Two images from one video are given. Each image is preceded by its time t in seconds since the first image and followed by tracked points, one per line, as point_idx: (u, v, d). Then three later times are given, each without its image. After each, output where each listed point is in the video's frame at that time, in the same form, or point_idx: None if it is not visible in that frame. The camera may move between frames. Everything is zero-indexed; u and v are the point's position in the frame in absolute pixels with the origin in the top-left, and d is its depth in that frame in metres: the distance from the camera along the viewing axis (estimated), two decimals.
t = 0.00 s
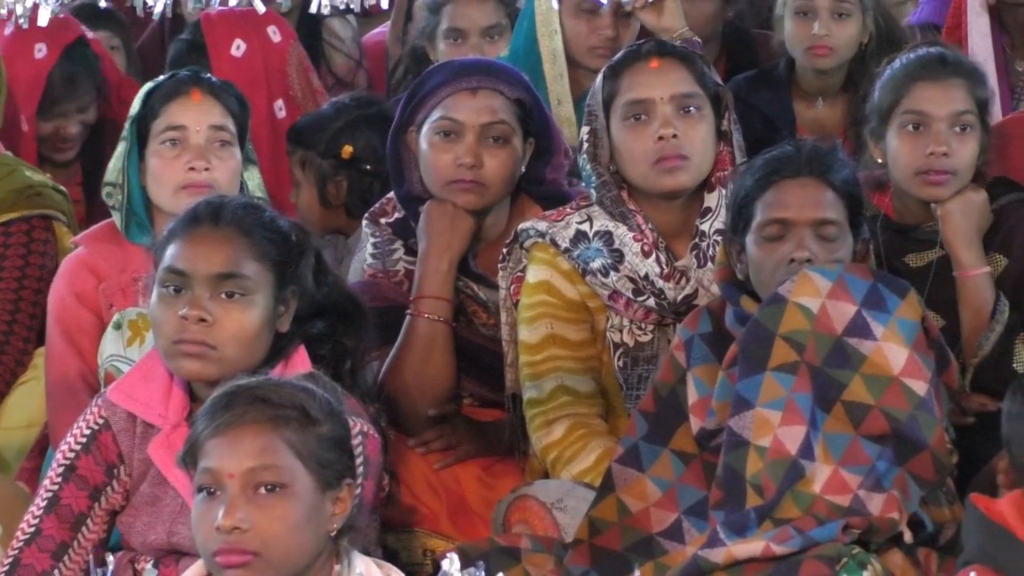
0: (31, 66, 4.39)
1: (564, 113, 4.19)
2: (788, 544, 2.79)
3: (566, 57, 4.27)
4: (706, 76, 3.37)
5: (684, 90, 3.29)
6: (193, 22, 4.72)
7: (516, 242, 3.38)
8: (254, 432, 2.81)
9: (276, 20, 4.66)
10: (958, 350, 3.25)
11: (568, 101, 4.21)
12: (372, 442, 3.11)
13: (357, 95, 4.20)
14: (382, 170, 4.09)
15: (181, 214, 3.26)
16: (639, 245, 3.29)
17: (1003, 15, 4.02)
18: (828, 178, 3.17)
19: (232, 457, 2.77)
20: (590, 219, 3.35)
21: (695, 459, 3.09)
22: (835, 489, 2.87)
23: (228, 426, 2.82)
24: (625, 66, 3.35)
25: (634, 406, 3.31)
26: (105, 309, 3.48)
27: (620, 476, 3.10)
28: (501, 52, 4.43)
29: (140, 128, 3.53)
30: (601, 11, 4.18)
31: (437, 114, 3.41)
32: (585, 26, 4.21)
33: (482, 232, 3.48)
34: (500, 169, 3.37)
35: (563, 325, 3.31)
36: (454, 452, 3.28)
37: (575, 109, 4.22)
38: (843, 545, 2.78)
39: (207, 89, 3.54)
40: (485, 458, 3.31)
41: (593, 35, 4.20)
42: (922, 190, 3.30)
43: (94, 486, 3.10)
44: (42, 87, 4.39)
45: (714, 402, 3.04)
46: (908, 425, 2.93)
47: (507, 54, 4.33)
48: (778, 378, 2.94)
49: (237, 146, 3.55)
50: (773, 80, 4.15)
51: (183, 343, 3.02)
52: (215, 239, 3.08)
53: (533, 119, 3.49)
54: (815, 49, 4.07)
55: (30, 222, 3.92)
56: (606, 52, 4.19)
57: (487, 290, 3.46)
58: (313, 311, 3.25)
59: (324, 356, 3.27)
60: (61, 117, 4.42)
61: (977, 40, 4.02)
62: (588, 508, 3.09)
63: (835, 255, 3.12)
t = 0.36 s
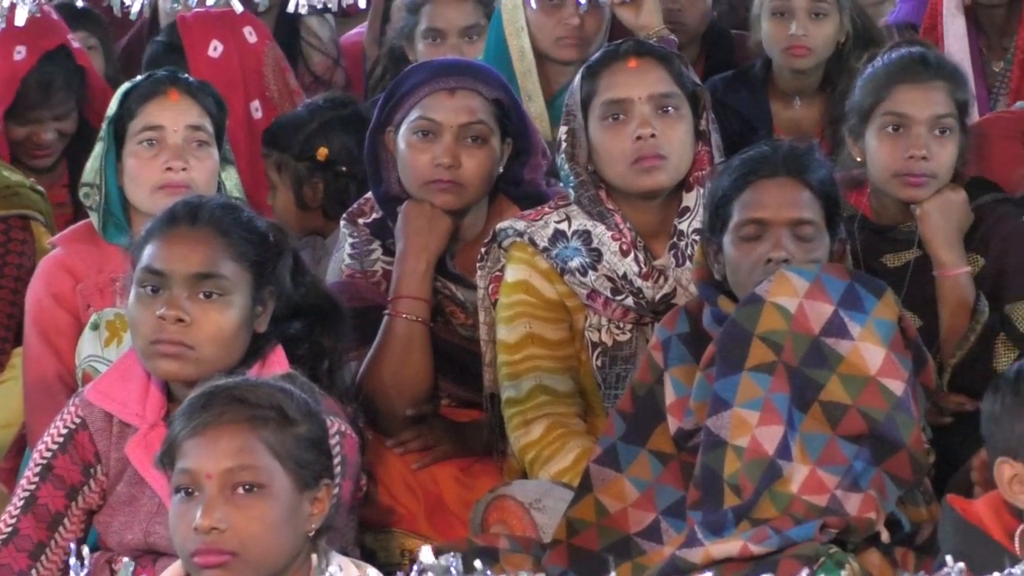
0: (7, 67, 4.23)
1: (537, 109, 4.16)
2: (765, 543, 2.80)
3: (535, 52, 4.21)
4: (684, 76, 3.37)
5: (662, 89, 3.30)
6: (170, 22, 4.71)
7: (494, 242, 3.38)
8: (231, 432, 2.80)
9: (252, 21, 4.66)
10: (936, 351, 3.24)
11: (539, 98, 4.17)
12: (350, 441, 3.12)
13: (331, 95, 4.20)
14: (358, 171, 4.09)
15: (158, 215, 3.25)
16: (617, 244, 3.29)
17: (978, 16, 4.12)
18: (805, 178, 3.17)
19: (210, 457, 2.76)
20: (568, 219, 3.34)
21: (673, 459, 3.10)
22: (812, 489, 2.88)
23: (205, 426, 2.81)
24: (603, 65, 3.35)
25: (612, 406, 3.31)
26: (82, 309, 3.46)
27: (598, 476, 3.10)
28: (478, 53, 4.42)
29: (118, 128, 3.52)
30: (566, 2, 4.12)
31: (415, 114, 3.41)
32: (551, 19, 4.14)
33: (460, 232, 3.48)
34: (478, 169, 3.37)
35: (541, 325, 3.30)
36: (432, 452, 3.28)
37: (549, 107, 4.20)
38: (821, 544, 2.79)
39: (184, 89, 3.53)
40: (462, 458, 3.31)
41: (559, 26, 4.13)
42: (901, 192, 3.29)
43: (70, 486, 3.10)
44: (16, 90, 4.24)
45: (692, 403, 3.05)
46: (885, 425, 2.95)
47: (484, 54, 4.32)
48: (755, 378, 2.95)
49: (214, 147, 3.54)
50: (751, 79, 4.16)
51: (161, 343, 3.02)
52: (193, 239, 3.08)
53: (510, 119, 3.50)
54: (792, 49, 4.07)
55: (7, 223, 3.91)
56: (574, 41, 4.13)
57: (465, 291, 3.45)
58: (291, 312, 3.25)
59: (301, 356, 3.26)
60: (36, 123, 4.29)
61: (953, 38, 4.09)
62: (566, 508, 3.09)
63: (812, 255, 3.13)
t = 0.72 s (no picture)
0: None
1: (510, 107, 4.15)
2: (743, 543, 2.79)
3: (509, 50, 4.21)
4: (663, 76, 3.37)
5: (640, 90, 3.30)
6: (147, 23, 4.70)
7: (473, 241, 3.39)
8: (210, 433, 2.79)
9: (230, 21, 4.65)
10: (914, 350, 3.25)
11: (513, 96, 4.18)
12: (328, 441, 3.11)
13: (308, 96, 4.19)
14: (336, 172, 4.09)
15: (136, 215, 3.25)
16: (595, 244, 3.29)
17: (957, 16, 4.14)
18: (782, 177, 3.18)
19: (188, 458, 2.75)
20: (546, 219, 3.35)
21: (651, 459, 3.11)
22: (791, 488, 2.88)
23: (184, 426, 2.80)
24: (582, 66, 3.35)
25: (590, 406, 3.30)
26: (60, 310, 3.45)
27: (577, 476, 3.11)
28: (457, 53, 4.40)
29: (96, 128, 3.51)
30: None
31: (394, 114, 3.40)
32: (524, 14, 4.13)
33: (438, 233, 3.48)
34: (456, 169, 3.36)
35: (520, 325, 3.31)
36: (411, 453, 3.28)
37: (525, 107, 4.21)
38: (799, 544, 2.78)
39: (162, 90, 3.53)
40: (441, 459, 3.30)
41: (533, 21, 4.12)
42: (879, 192, 3.28)
43: (49, 486, 3.09)
44: None
45: (671, 403, 3.05)
46: (863, 424, 2.96)
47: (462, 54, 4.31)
48: (733, 378, 2.95)
49: (193, 147, 3.53)
50: (729, 79, 4.17)
51: (140, 344, 3.00)
52: (173, 239, 3.07)
53: (489, 119, 3.49)
54: (771, 50, 4.07)
55: None
56: (549, 36, 4.13)
57: (444, 291, 3.45)
58: (270, 312, 3.24)
59: (281, 357, 3.27)
60: (9, 115, 4.25)
61: (933, 38, 4.12)
62: (544, 508, 3.09)
63: (789, 255, 3.13)
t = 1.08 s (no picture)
0: None
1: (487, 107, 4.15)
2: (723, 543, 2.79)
3: (485, 50, 4.21)
4: (643, 76, 3.37)
5: (620, 90, 3.30)
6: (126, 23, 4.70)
7: (453, 242, 3.38)
8: (187, 433, 2.79)
9: (210, 20, 4.64)
10: (893, 351, 3.24)
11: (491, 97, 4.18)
12: (309, 442, 3.13)
13: (285, 96, 4.18)
14: (313, 172, 4.09)
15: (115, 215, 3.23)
16: (575, 245, 3.29)
17: (936, 16, 4.15)
18: (762, 177, 3.20)
19: (167, 459, 2.74)
20: (526, 219, 3.35)
21: (631, 460, 3.09)
22: (771, 488, 2.88)
23: (163, 427, 2.80)
24: (562, 66, 3.35)
25: (570, 406, 3.30)
26: (39, 310, 3.43)
27: (557, 477, 3.12)
28: (434, 53, 4.38)
29: (74, 128, 3.50)
30: None
31: (373, 115, 3.39)
32: (500, 15, 4.14)
33: (418, 233, 3.48)
34: (436, 169, 3.36)
35: (500, 325, 3.30)
36: (391, 453, 3.28)
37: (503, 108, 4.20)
38: (778, 544, 2.78)
39: (141, 90, 3.52)
40: (420, 459, 3.30)
41: (509, 22, 4.14)
42: (857, 193, 3.29)
43: (28, 487, 3.08)
44: None
45: (651, 402, 3.05)
46: (843, 424, 2.97)
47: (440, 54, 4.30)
48: (713, 378, 2.96)
49: (172, 147, 3.53)
50: (708, 80, 4.17)
51: (120, 344, 2.99)
52: (152, 239, 3.06)
53: (469, 119, 3.49)
54: (751, 50, 4.08)
55: None
56: (525, 37, 4.13)
57: (424, 291, 3.45)
58: (249, 313, 3.24)
59: (260, 358, 3.25)
60: None
61: (911, 38, 4.14)
62: (524, 508, 3.09)
63: (770, 255, 3.14)
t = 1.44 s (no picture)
0: None
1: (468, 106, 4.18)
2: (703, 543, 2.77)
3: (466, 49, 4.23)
4: (622, 77, 3.40)
5: (600, 91, 3.32)
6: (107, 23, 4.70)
7: (432, 242, 3.39)
8: (167, 434, 2.78)
9: (188, 22, 4.63)
10: (874, 351, 3.25)
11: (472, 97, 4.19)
12: (288, 443, 3.11)
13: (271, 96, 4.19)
14: (298, 173, 4.09)
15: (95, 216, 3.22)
16: (555, 246, 3.29)
17: (916, 16, 4.15)
18: (743, 178, 3.19)
19: (146, 459, 2.73)
20: (506, 220, 3.35)
21: (612, 460, 3.10)
22: (751, 489, 2.87)
23: (143, 427, 2.79)
24: (542, 66, 3.37)
25: (550, 407, 3.30)
26: (19, 311, 3.43)
27: (537, 477, 3.11)
28: (415, 53, 4.38)
29: (55, 130, 3.50)
30: None
31: (353, 115, 3.39)
32: (482, 14, 4.15)
33: (398, 234, 3.48)
34: (416, 170, 3.36)
35: (480, 326, 3.30)
36: (371, 454, 3.26)
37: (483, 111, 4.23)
38: (759, 544, 2.76)
39: (122, 91, 3.51)
40: (401, 460, 3.29)
41: (491, 21, 4.15)
42: (837, 192, 3.29)
43: (9, 488, 3.08)
44: None
45: (632, 403, 3.05)
46: (824, 425, 2.97)
47: (420, 54, 4.29)
48: (694, 378, 2.96)
49: (152, 148, 3.52)
50: (689, 81, 4.17)
51: (100, 345, 2.97)
52: (131, 240, 3.05)
53: (448, 119, 3.49)
54: (731, 51, 4.08)
55: None
56: (507, 37, 4.16)
57: (404, 292, 3.45)
58: (229, 313, 3.23)
59: (241, 358, 3.25)
60: None
61: (891, 39, 4.14)
62: (504, 509, 3.09)
63: (750, 256, 3.14)
